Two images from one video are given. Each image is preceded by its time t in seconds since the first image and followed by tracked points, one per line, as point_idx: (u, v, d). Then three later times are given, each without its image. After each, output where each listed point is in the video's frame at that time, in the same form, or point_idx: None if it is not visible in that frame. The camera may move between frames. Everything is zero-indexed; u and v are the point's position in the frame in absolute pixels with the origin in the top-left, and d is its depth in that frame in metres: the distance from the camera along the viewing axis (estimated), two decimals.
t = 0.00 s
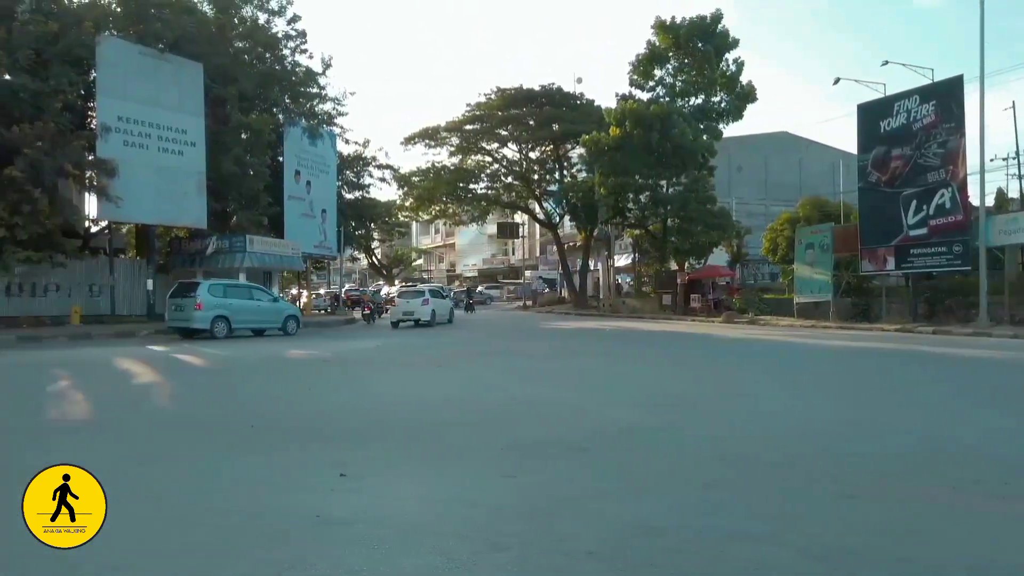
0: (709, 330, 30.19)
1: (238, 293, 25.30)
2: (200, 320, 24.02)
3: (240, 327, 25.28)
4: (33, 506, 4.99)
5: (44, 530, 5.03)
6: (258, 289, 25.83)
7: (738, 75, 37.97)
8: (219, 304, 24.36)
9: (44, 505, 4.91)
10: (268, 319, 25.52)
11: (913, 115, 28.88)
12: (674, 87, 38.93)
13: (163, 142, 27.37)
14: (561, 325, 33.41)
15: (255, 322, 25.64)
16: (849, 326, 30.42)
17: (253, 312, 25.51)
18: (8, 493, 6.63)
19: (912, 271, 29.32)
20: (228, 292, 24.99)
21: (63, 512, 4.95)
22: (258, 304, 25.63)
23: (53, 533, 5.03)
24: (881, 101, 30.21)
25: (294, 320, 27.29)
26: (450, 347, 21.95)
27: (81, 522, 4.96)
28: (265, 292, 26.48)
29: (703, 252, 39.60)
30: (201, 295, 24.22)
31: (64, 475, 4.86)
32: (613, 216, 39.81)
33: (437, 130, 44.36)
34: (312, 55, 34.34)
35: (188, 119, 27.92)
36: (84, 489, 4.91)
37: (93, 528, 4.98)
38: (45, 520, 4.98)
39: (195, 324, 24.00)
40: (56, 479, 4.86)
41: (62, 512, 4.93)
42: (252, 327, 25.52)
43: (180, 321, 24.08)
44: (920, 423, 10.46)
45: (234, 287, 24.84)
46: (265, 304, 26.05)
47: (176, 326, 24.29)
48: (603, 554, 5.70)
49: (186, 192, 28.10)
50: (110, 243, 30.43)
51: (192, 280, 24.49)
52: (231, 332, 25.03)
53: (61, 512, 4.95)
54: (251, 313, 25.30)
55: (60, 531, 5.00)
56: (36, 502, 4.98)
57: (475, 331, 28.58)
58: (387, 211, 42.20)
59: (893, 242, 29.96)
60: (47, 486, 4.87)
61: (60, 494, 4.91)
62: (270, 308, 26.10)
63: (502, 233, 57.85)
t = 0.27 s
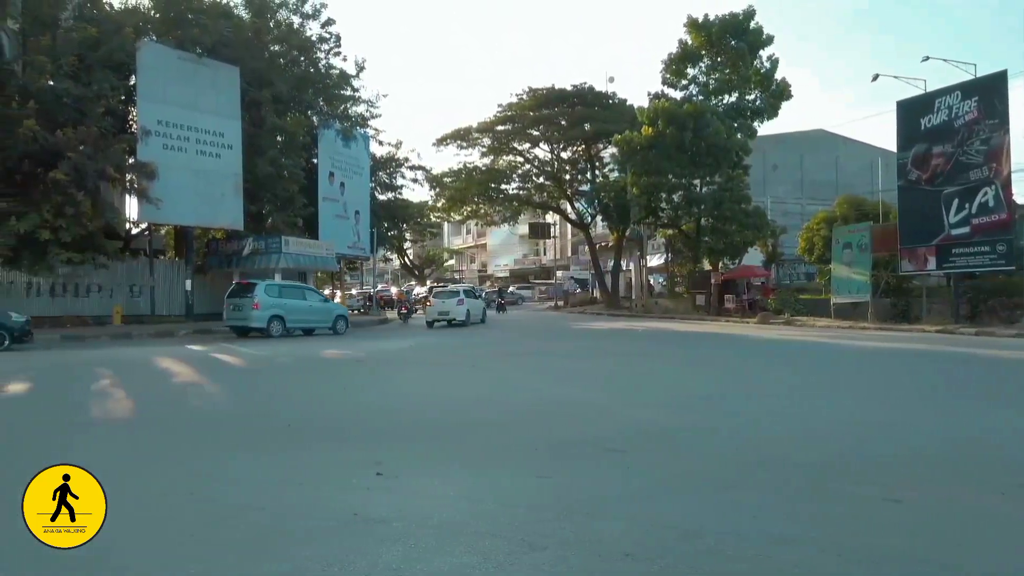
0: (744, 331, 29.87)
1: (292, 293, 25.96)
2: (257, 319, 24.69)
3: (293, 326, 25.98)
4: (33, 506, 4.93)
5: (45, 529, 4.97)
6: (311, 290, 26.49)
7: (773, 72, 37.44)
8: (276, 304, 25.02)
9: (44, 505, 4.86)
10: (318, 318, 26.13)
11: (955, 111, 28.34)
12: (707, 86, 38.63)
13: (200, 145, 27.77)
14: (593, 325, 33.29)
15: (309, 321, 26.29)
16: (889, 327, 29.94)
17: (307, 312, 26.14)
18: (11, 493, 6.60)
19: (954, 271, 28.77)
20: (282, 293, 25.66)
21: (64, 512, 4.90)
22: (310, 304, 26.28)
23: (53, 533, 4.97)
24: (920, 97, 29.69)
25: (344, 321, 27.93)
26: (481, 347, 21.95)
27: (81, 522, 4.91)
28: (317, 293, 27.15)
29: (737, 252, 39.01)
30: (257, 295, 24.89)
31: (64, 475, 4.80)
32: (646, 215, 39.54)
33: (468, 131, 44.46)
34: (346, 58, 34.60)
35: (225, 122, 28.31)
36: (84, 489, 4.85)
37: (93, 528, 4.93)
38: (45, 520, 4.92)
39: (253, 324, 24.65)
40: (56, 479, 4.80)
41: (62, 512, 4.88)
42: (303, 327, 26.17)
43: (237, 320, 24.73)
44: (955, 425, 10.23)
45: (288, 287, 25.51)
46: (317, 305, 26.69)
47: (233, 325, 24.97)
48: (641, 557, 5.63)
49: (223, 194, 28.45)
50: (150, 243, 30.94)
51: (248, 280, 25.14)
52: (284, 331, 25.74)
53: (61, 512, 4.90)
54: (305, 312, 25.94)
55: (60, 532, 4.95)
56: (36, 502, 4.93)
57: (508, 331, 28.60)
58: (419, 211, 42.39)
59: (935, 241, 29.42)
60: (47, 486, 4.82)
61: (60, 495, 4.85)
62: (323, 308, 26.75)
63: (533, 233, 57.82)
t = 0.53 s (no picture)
0: (776, 331, 29.61)
1: (339, 294, 26.38)
2: (307, 319, 25.17)
3: (339, 326, 26.43)
4: (33, 506, 4.98)
5: (45, 529, 5.03)
6: (357, 290, 26.91)
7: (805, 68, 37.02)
8: (325, 304, 25.46)
9: (44, 505, 4.91)
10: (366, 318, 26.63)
11: (995, 107, 27.81)
12: (738, 84, 38.29)
13: (235, 147, 28.13)
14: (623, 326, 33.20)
15: (355, 322, 26.70)
16: (926, 327, 29.48)
17: (353, 313, 26.55)
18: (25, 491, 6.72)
19: (993, 270, 28.23)
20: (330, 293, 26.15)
21: (64, 512, 4.95)
22: (356, 303, 26.75)
23: (53, 533, 5.03)
24: (959, 93, 29.18)
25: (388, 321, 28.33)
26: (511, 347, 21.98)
27: (81, 522, 4.96)
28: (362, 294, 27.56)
29: (770, 251, 38.80)
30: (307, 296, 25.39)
31: (65, 475, 4.85)
32: (676, 215, 39.30)
33: (498, 131, 44.53)
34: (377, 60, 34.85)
35: (258, 124, 28.62)
36: (84, 489, 4.90)
37: (93, 527, 4.99)
38: (45, 520, 4.98)
39: (302, 324, 25.09)
40: (56, 479, 4.85)
41: (62, 512, 4.93)
42: (350, 327, 26.66)
43: (287, 320, 25.22)
44: (988, 429, 10.01)
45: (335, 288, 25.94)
46: (363, 305, 27.10)
47: (283, 325, 25.46)
48: (677, 558, 5.61)
49: (257, 196, 28.78)
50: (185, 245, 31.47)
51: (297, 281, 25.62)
52: (331, 331, 26.16)
53: (61, 512, 4.95)
54: (352, 313, 26.35)
55: (61, 531, 5.01)
56: (36, 502, 4.97)
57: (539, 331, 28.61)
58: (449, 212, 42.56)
59: (974, 240, 28.90)
60: (47, 486, 4.87)
61: (60, 495, 4.90)
62: (369, 308, 27.15)
63: (563, 233, 57.74)
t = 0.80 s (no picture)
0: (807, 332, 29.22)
1: (381, 294, 26.62)
2: (351, 319, 25.45)
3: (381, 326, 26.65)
4: (32, 506, 4.80)
5: (45, 529, 4.84)
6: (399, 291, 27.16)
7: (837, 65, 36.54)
8: (369, 304, 25.70)
9: (44, 505, 4.74)
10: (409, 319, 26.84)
11: None
12: (768, 82, 37.94)
13: (266, 149, 28.39)
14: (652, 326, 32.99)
15: (397, 322, 26.91)
16: (962, 328, 28.97)
17: (395, 313, 26.78)
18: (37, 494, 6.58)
19: None
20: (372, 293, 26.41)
21: (64, 512, 4.78)
22: (397, 303, 27.01)
23: (53, 533, 4.84)
24: (997, 90, 28.72)
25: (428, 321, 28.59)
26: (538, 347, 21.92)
27: (80, 522, 4.79)
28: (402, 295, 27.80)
29: (801, 250, 38.42)
30: (351, 296, 25.65)
31: (65, 475, 4.68)
32: (705, 215, 38.96)
33: (525, 131, 44.53)
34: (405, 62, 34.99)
35: (288, 126, 28.89)
36: (84, 489, 4.73)
37: (94, 528, 4.81)
38: (45, 520, 4.80)
39: (347, 323, 25.33)
40: (56, 479, 4.68)
41: (63, 512, 4.76)
42: (391, 326, 26.94)
43: (332, 320, 25.51)
44: None
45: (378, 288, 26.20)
46: (404, 306, 27.32)
47: (327, 325, 25.73)
48: (712, 561, 5.55)
49: (288, 197, 29.02)
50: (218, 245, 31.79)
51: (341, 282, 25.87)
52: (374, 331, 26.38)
53: (62, 512, 4.77)
54: (394, 313, 26.58)
55: (60, 531, 4.82)
56: (35, 502, 4.79)
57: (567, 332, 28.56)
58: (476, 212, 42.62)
59: (1011, 239, 28.39)
60: (46, 486, 4.69)
61: (61, 495, 4.73)
62: (410, 309, 27.38)
63: (590, 233, 57.61)
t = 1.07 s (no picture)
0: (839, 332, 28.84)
1: (421, 294, 26.81)
2: (393, 319, 25.65)
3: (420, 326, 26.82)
4: (32, 505, 4.68)
5: (44, 530, 4.72)
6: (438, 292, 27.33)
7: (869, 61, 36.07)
8: (410, 304, 25.88)
9: (44, 505, 4.62)
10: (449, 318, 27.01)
11: None
12: (799, 78, 37.52)
13: (296, 151, 28.64)
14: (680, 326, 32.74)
15: (437, 322, 27.06)
16: (999, 328, 28.43)
17: (435, 313, 26.95)
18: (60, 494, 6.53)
19: None
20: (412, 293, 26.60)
21: (63, 512, 4.66)
22: (436, 303, 27.20)
23: (52, 533, 4.72)
24: None
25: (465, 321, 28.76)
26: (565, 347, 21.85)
27: (80, 522, 4.67)
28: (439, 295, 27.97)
29: (833, 249, 37.97)
30: (393, 296, 25.85)
31: (65, 474, 4.57)
32: (734, 213, 38.58)
33: (552, 131, 44.46)
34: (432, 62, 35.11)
35: (318, 128, 29.14)
36: (84, 489, 4.61)
37: (95, 528, 4.70)
38: (44, 521, 4.68)
39: (389, 323, 25.51)
40: (56, 479, 4.56)
41: (62, 512, 4.64)
42: (430, 327, 27.13)
43: (374, 320, 25.70)
44: None
45: (419, 288, 26.40)
46: (443, 306, 27.49)
47: (369, 324, 25.94)
48: (743, 562, 5.52)
49: (318, 199, 29.28)
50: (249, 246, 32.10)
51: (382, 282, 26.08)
52: (413, 331, 26.54)
53: (61, 513, 4.65)
54: (434, 313, 26.75)
55: (61, 532, 4.70)
56: (35, 502, 4.67)
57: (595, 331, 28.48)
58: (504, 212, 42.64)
59: None
60: (46, 486, 4.57)
61: (61, 495, 4.61)
62: (449, 309, 27.55)
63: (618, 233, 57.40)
